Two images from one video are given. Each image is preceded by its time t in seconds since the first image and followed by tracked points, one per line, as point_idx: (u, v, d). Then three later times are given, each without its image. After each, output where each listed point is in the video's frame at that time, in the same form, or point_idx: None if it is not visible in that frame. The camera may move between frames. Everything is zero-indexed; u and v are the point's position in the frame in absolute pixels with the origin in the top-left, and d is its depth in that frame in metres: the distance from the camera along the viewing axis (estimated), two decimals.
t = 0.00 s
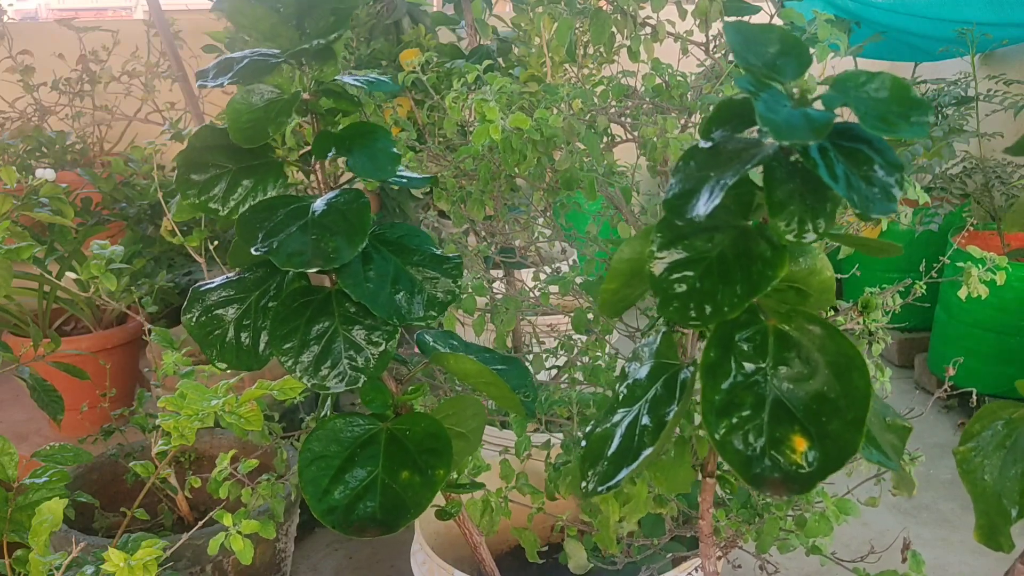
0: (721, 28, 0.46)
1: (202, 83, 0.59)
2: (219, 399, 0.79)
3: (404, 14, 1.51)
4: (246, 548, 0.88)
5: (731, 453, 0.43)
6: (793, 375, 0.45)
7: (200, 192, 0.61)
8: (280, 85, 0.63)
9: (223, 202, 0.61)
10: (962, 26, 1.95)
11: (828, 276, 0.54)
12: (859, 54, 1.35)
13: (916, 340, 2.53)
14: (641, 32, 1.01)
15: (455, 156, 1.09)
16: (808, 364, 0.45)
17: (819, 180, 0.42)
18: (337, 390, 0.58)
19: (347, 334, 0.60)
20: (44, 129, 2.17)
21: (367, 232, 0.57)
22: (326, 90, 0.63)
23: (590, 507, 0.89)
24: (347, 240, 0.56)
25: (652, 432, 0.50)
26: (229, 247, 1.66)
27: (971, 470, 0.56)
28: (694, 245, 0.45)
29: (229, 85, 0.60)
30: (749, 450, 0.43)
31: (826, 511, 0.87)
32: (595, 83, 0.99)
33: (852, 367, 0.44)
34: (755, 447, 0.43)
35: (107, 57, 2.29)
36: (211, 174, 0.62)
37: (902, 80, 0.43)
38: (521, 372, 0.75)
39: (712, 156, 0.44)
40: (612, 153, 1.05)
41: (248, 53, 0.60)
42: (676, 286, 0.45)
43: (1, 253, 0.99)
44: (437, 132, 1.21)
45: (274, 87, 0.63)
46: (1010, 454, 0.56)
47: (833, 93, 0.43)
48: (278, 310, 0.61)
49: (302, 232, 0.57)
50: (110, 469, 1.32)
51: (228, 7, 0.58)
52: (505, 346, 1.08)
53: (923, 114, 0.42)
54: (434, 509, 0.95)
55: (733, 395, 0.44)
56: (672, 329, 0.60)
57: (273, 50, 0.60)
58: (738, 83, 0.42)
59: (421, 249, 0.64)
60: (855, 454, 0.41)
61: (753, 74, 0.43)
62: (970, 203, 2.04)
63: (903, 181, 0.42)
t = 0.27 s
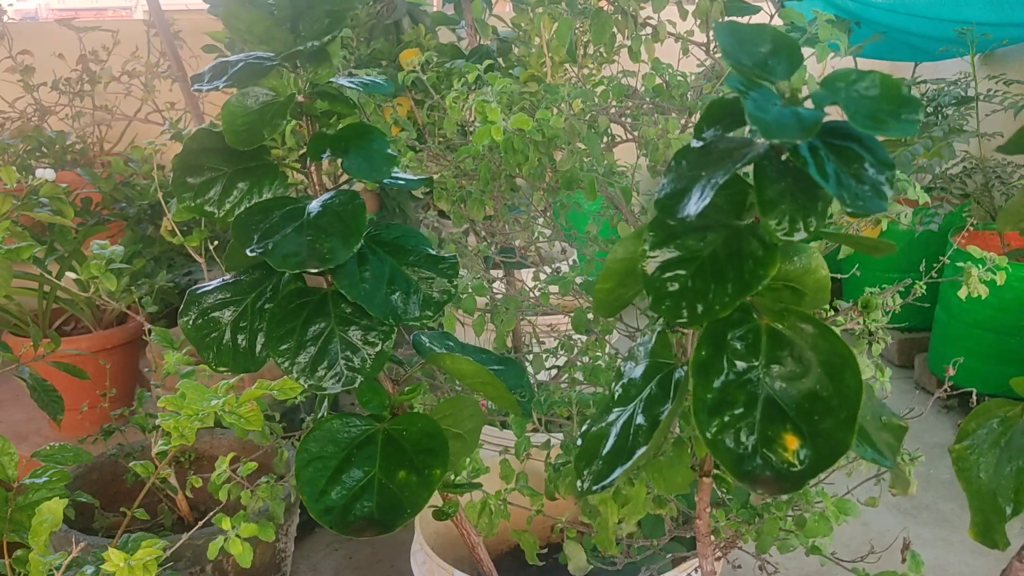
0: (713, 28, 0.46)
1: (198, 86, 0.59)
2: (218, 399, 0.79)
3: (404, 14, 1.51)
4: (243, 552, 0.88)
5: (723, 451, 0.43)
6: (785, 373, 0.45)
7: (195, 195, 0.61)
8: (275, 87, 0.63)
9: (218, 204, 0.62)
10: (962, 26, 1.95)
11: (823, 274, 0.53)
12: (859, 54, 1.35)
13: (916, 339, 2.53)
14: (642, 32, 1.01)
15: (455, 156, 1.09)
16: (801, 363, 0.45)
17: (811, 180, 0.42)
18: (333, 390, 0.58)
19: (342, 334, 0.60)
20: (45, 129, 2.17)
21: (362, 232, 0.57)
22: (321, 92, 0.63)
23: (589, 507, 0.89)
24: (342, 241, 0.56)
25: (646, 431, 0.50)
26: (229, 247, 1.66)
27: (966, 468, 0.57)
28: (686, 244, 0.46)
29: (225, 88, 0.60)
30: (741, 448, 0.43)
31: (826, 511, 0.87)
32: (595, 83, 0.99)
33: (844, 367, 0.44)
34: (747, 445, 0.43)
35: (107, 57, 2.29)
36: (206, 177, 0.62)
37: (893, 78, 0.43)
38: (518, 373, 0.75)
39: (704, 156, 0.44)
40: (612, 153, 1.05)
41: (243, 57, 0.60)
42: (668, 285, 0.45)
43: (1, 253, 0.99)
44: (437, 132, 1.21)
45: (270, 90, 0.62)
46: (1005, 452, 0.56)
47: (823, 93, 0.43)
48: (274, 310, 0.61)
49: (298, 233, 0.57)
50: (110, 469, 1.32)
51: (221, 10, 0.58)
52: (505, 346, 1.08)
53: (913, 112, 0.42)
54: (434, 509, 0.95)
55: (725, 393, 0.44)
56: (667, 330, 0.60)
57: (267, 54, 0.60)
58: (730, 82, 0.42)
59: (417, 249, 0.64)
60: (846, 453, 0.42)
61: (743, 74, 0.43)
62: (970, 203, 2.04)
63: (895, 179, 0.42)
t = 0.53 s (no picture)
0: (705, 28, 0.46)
1: (201, 84, 0.59)
2: (218, 399, 0.79)
3: (404, 14, 1.51)
4: (242, 552, 0.88)
5: (716, 447, 0.43)
6: (779, 370, 0.45)
7: (197, 194, 0.61)
8: (278, 86, 0.63)
9: (221, 203, 0.61)
10: (962, 26, 1.95)
11: (818, 274, 0.53)
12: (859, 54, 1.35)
13: (916, 339, 2.53)
14: (641, 32, 1.01)
15: (455, 156, 1.09)
16: (795, 360, 0.45)
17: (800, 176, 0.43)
18: (334, 390, 0.58)
19: (344, 334, 0.60)
20: (45, 129, 2.17)
21: (364, 232, 0.57)
22: (325, 90, 0.62)
23: (589, 507, 0.89)
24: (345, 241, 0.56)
25: (642, 428, 0.51)
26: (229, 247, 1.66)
27: (966, 468, 0.57)
28: (680, 240, 0.45)
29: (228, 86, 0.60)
30: (733, 444, 0.43)
31: (826, 511, 0.87)
32: (595, 83, 0.99)
33: (838, 363, 0.44)
34: (740, 441, 0.43)
35: (107, 57, 2.29)
36: (208, 176, 0.62)
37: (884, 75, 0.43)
38: (517, 373, 0.75)
39: (699, 154, 0.44)
40: (612, 153, 1.05)
41: (246, 54, 0.60)
42: (662, 280, 0.45)
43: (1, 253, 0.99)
44: (437, 132, 1.21)
45: (273, 88, 0.62)
46: (1006, 452, 0.56)
47: (814, 90, 0.43)
48: (275, 310, 0.61)
49: (300, 232, 0.57)
50: (110, 470, 1.32)
51: (227, 9, 0.58)
52: (505, 346, 1.08)
53: (904, 109, 0.42)
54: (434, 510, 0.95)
55: (719, 389, 0.44)
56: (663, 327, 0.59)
57: (271, 51, 0.60)
58: (722, 80, 0.42)
59: (418, 249, 0.64)
60: (838, 450, 0.41)
61: (737, 73, 0.43)
62: (970, 203, 2.04)
63: (887, 175, 0.42)
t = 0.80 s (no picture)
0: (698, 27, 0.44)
1: (208, 79, 0.59)
2: (219, 399, 0.79)
3: (404, 14, 1.51)
4: (247, 540, 0.89)
5: (712, 440, 0.43)
6: (775, 364, 0.45)
7: (203, 189, 0.61)
8: (285, 82, 0.60)
9: (227, 199, 0.61)
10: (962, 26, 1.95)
11: (817, 271, 0.53)
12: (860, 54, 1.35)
13: (916, 339, 2.53)
14: (642, 32, 1.01)
15: (455, 156, 1.09)
16: (790, 354, 0.45)
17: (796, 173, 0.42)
18: (339, 389, 0.58)
19: (349, 333, 0.60)
20: (44, 129, 2.17)
21: (370, 232, 0.58)
22: (332, 88, 0.63)
23: (589, 507, 0.89)
24: (351, 240, 0.56)
25: (639, 426, 0.50)
26: (229, 247, 1.66)
27: (971, 471, 0.56)
28: (675, 237, 0.45)
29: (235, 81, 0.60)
30: (729, 437, 0.43)
31: (826, 511, 0.87)
32: (595, 83, 0.99)
33: (832, 355, 0.44)
34: (735, 434, 0.43)
35: (107, 57, 2.29)
36: (215, 171, 0.62)
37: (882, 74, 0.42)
38: (525, 373, 0.75)
39: (694, 151, 0.44)
40: (612, 153, 1.05)
41: (253, 50, 0.60)
42: (656, 277, 0.45)
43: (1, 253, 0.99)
44: (437, 132, 1.21)
45: (281, 84, 0.61)
46: (1010, 454, 0.56)
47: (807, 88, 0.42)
48: (280, 309, 0.61)
49: (307, 230, 0.57)
50: (109, 470, 1.32)
51: (235, 3, 0.57)
52: (505, 346, 1.08)
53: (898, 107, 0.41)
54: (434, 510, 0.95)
55: (714, 383, 0.44)
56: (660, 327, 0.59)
57: (280, 47, 0.60)
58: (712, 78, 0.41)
59: (424, 249, 0.64)
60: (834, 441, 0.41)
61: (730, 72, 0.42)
62: (970, 203, 2.04)
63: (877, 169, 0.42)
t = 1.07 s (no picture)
0: (719, 26, 0.46)
1: (210, 78, 0.59)
2: (218, 399, 0.79)
3: (404, 14, 1.51)
4: (246, 547, 0.88)
5: (724, 446, 0.43)
6: (789, 370, 0.45)
7: (205, 188, 0.61)
8: (286, 81, 0.60)
9: (228, 198, 0.61)
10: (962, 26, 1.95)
11: (829, 274, 0.53)
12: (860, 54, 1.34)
13: (916, 339, 2.53)
14: (642, 32, 1.01)
15: (455, 156, 1.09)
16: (804, 360, 0.45)
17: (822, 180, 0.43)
18: (340, 390, 0.57)
19: (351, 334, 0.60)
20: (44, 129, 2.17)
21: (373, 233, 0.58)
22: (335, 86, 0.63)
23: (589, 507, 0.89)
24: (354, 240, 0.56)
25: (649, 428, 0.50)
26: (229, 247, 1.66)
27: (976, 473, 0.56)
28: (690, 241, 0.45)
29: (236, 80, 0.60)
30: (743, 444, 0.43)
31: (826, 511, 0.87)
32: (595, 83, 0.99)
33: (848, 364, 0.44)
34: (749, 441, 0.43)
35: (107, 57, 2.29)
36: (216, 170, 0.62)
37: (900, 75, 0.43)
38: (528, 371, 0.75)
39: (710, 155, 0.44)
40: (612, 153, 1.05)
41: (255, 48, 0.60)
42: (672, 281, 0.45)
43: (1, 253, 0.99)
44: (437, 132, 1.21)
45: (282, 83, 0.61)
46: (1015, 457, 0.56)
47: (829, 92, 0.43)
48: (282, 308, 0.61)
49: (309, 231, 0.57)
50: (109, 469, 1.32)
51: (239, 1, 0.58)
52: (505, 346, 1.08)
53: (918, 112, 0.41)
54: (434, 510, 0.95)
55: (728, 389, 0.44)
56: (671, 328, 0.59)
57: (282, 45, 0.60)
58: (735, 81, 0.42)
59: (427, 249, 0.64)
60: (849, 448, 0.41)
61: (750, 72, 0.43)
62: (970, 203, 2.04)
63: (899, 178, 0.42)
